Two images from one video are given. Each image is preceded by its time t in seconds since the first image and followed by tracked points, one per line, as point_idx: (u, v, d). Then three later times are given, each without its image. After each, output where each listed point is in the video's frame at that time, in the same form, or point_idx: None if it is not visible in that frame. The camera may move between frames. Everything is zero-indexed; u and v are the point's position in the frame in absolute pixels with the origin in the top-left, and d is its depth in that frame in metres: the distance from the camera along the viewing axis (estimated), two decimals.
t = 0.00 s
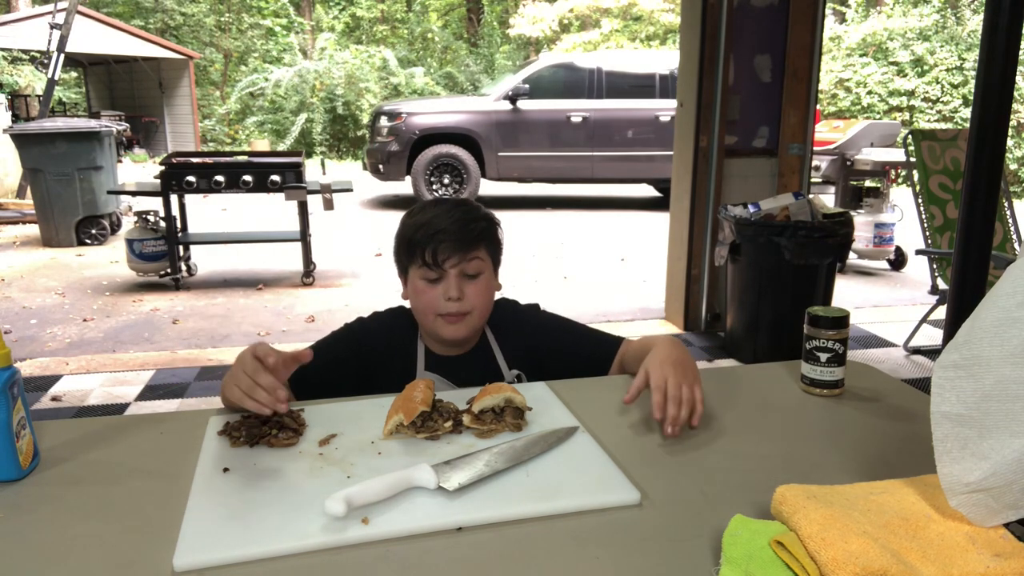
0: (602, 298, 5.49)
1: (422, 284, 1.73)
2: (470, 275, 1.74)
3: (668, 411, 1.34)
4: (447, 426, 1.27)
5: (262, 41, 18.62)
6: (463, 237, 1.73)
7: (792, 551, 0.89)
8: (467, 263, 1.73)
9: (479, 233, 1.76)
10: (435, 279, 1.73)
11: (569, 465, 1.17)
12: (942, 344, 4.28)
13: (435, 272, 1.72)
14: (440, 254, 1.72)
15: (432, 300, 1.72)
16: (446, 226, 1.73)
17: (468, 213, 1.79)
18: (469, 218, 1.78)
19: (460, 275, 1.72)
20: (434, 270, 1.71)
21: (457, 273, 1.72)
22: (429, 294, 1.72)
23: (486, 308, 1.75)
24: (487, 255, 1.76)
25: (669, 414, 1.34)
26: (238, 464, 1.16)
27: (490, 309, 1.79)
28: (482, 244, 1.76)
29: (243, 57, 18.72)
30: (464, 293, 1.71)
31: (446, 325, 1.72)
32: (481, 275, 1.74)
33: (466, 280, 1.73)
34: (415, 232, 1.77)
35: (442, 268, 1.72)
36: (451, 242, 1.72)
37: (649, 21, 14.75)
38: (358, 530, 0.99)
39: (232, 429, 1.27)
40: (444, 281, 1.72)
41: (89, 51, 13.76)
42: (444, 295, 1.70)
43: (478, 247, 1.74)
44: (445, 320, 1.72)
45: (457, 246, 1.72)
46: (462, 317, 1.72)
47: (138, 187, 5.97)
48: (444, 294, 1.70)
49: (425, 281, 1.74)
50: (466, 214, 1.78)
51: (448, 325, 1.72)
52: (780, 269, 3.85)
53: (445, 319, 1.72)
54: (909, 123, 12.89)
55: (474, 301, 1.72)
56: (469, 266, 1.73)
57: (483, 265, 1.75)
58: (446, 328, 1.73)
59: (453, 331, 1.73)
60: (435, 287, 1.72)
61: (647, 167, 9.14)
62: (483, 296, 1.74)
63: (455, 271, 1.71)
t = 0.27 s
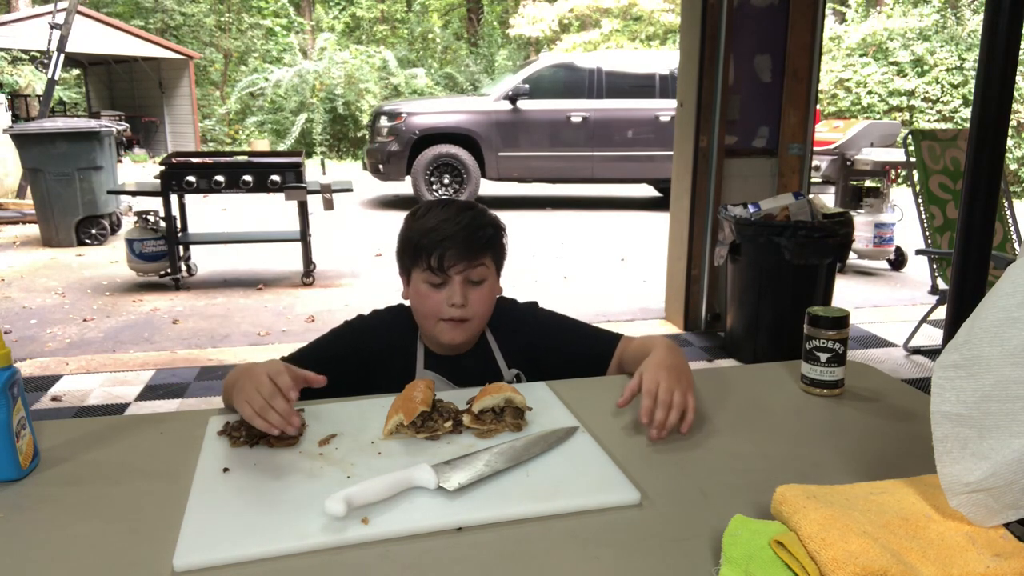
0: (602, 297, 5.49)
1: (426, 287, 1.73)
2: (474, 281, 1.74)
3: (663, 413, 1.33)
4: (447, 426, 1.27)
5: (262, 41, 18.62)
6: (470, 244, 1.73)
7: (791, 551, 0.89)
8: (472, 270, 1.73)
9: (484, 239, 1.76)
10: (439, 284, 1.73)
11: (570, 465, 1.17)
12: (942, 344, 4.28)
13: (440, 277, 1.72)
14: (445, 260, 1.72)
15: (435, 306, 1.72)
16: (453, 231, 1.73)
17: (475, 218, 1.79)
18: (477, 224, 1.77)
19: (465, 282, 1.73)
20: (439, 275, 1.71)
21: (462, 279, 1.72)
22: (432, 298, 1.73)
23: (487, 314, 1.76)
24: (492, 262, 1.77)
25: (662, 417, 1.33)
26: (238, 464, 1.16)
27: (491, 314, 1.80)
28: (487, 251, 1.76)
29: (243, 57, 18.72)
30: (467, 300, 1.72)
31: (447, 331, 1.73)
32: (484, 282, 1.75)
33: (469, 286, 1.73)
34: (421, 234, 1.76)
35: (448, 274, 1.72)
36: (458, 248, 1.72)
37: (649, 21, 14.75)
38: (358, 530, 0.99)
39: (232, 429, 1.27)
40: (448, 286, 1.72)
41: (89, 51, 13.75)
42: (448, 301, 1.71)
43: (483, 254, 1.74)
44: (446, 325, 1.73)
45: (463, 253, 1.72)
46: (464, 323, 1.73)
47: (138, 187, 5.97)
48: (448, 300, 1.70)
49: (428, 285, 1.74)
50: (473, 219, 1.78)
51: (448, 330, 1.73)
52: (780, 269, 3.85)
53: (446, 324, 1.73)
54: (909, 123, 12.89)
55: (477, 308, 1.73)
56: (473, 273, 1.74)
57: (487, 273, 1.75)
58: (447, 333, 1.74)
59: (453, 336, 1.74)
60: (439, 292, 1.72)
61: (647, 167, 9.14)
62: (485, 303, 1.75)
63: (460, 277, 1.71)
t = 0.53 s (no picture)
0: (602, 297, 5.49)
1: (424, 284, 1.73)
2: (472, 276, 1.74)
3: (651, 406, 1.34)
4: (447, 426, 1.27)
5: (262, 41, 18.62)
6: (467, 240, 1.73)
7: (791, 551, 0.89)
8: (470, 266, 1.74)
9: (481, 235, 1.76)
10: (437, 280, 1.73)
11: (569, 464, 1.17)
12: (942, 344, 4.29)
13: (438, 273, 1.72)
14: (443, 255, 1.72)
15: (434, 301, 1.72)
16: (450, 227, 1.74)
17: (473, 215, 1.79)
18: (473, 220, 1.78)
19: (463, 277, 1.73)
20: (437, 271, 1.71)
21: (460, 274, 1.72)
22: (430, 295, 1.72)
23: (486, 310, 1.76)
24: (489, 257, 1.77)
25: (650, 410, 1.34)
26: (239, 463, 1.16)
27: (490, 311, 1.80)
28: (485, 247, 1.76)
29: (243, 57, 18.72)
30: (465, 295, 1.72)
31: (446, 327, 1.72)
32: (483, 276, 1.75)
33: (468, 281, 1.73)
34: (419, 232, 1.77)
35: (445, 270, 1.72)
36: (455, 244, 1.72)
37: (649, 21, 14.75)
38: (358, 530, 0.99)
39: (232, 429, 1.27)
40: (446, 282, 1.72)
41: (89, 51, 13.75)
42: (446, 296, 1.70)
43: (481, 248, 1.75)
44: (445, 321, 1.72)
45: (461, 248, 1.72)
46: (463, 319, 1.73)
47: (138, 187, 5.97)
48: (447, 296, 1.70)
49: (426, 281, 1.73)
50: (469, 215, 1.78)
51: (448, 325, 1.73)
52: (780, 269, 3.85)
53: (446, 319, 1.72)
54: (909, 123, 12.89)
55: (475, 303, 1.73)
56: (472, 267, 1.74)
57: (485, 268, 1.75)
58: (447, 328, 1.73)
59: (453, 331, 1.74)
60: (437, 288, 1.72)
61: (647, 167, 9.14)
62: (484, 298, 1.75)
63: (459, 272, 1.71)
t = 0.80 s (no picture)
0: (602, 297, 5.49)
1: (416, 276, 1.74)
2: (464, 266, 1.74)
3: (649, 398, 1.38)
4: (447, 426, 1.27)
5: (262, 41, 18.62)
6: (456, 229, 1.74)
7: (791, 551, 0.89)
8: (461, 255, 1.74)
9: (471, 224, 1.77)
10: (429, 271, 1.74)
11: (569, 465, 1.17)
12: (942, 344, 4.28)
13: (429, 264, 1.73)
14: (433, 245, 1.73)
15: (427, 292, 1.72)
16: (439, 217, 1.75)
17: (461, 206, 1.80)
18: (462, 211, 1.79)
19: (454, 266, 1.73)
20: (428, 261, 1.72)
21: (451, 263, 1.73)
22: (423, 286, 1.73)
23: (481, 299, 1.76)
24: (480, 247, 1.77)
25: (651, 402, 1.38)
26: (238, 464, 1.16)
27: (487, 301, 1.80)
28: (475, 235, 1.77)
29: (243, 57, 18.72)
30: (458, 284, 1.72)
31: (441, 317, 1.72)
32: (475, 266, 1.75)
33: (460, 271, 1.74)
34: (408, 224, 1.77)
35: (436, 260, 1.73)
36: (444, 234, 1.73)
37: (649, 21, 14.74)
38: (358, 530, 0.99)
39: (232, 429, 1.27)
40: (438, 272, 1.73)
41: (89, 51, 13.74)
42: (438, 286, 1.71)
43: (470, 237, 1.75)
44: (440, 311, 1.72)
45: (450, 237, 1.73)
46: (457, 309, 1.73)
47: (138, 187, 5.97)
48: (438, 285, 1.71)
49: (419, 273, 1.74)
50: (458, 206, 1.79)
51: (442, 316, 1.72)
52: (780, 269, 3.85)
53: (440, 310, 1.72)
54: (909, 123, 12.89)
55: (468, 291, 1.73)
56: (463, 256, 1.74)
57: (476, 257, 1.76)
58: (441, 320, 1.73)
59: (448, 322, 1.73)
60: (430, 279, 1.73)
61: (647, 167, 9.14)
62: (478, 287, 1.75)
63: (449, 262, 1.72)
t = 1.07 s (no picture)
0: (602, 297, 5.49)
1: (413, 277, 1.74)
2: (460, 266, 1.74)
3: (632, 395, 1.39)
4: (447, 426, 1.27)
5: (262, 41, 18.61)
6: (451, 229, 1.74)
7: (791, 551, 0.89)
8: (457, 255, 1.74)
9: (466, 225, 1.77)
10: (426, 272, 1.74)
11: (569, 465, 1.17)
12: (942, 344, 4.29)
13: (426, 265, 1.73)
14: (429, 247, 1.73)
15: (425, 294, 1.72)
16: (435, 218, 1.74)
17: (456, 207, 1.80)
18: (458, 211, 1.78)
19: (451, 267, 1.73)
20: (424, 262, 1.72)
21: (448, 264, 1.72)
22: (420, 287, 1.73)
23: (479, 299, 1.76)
24: (477, 246, 1.77)
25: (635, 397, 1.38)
26: (239, 464, 1.16)
27: (485, 301, 1.80)
28: (471, 235, 1.76)
29: (243, 57, 18.72)
30: (455, 285, 1.72)
31: (439, 318, 1.72)
32: (471, 266, 1.75)
33: (456, 271, 1.73)
34: (404, 227, 1.77)
35: (433, 261, 1.72)
36: (441, 233, 1.72)
37: (649, 21, 14.74)
38: (358, 530, 0.99)
39: (232, 429, 1.27)
40: (435, 273, 1.72)
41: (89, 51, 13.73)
42: (435, 287, 1.71)
43: (467, 237, 1.75)
44: (438, 312, 1.72)
45: (446, 237, 1.73)
46: (454, 309, 1.73)
47: (138, 187, 5.97)
48: (436, 286, 1.71)
49: (416, 274, 1.74)
50: (453, 207, 1.79)
51: (440, 317, 1.72)
52: (780, 269, 3.85)
53: (438, 311, 1.72)
54: (909, 123, 12.89)
55: (466, 292, 1.73)
56: (459, 257, 1.74)
57: (473, 257, 1.76)
58: (439, 321, 1.73)
59: (447, 323, 1.73)
60: (427, 280, 1.73)
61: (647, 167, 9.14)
62: (475, 288, 1.75)
63: (446, 262, 1.72)
